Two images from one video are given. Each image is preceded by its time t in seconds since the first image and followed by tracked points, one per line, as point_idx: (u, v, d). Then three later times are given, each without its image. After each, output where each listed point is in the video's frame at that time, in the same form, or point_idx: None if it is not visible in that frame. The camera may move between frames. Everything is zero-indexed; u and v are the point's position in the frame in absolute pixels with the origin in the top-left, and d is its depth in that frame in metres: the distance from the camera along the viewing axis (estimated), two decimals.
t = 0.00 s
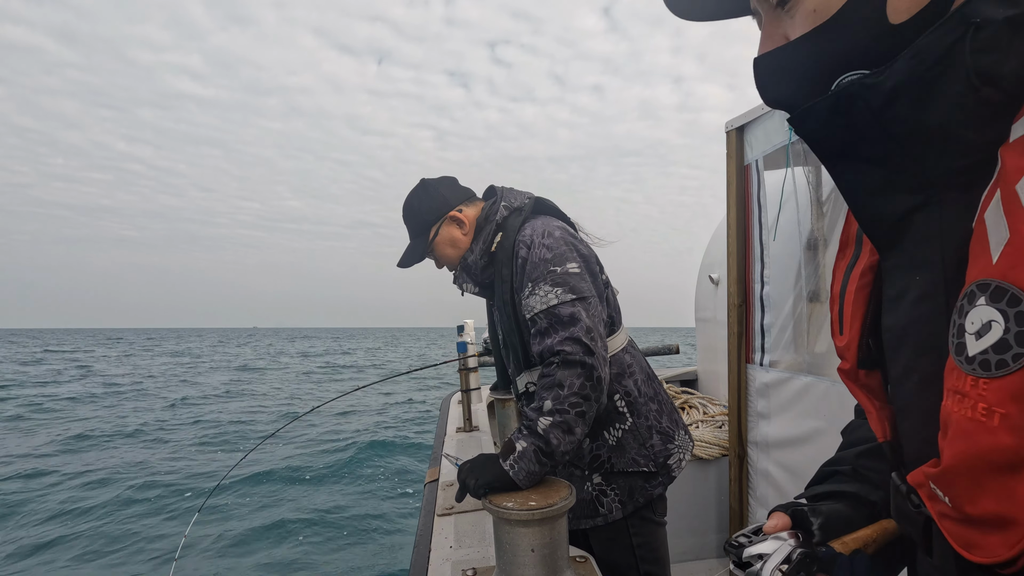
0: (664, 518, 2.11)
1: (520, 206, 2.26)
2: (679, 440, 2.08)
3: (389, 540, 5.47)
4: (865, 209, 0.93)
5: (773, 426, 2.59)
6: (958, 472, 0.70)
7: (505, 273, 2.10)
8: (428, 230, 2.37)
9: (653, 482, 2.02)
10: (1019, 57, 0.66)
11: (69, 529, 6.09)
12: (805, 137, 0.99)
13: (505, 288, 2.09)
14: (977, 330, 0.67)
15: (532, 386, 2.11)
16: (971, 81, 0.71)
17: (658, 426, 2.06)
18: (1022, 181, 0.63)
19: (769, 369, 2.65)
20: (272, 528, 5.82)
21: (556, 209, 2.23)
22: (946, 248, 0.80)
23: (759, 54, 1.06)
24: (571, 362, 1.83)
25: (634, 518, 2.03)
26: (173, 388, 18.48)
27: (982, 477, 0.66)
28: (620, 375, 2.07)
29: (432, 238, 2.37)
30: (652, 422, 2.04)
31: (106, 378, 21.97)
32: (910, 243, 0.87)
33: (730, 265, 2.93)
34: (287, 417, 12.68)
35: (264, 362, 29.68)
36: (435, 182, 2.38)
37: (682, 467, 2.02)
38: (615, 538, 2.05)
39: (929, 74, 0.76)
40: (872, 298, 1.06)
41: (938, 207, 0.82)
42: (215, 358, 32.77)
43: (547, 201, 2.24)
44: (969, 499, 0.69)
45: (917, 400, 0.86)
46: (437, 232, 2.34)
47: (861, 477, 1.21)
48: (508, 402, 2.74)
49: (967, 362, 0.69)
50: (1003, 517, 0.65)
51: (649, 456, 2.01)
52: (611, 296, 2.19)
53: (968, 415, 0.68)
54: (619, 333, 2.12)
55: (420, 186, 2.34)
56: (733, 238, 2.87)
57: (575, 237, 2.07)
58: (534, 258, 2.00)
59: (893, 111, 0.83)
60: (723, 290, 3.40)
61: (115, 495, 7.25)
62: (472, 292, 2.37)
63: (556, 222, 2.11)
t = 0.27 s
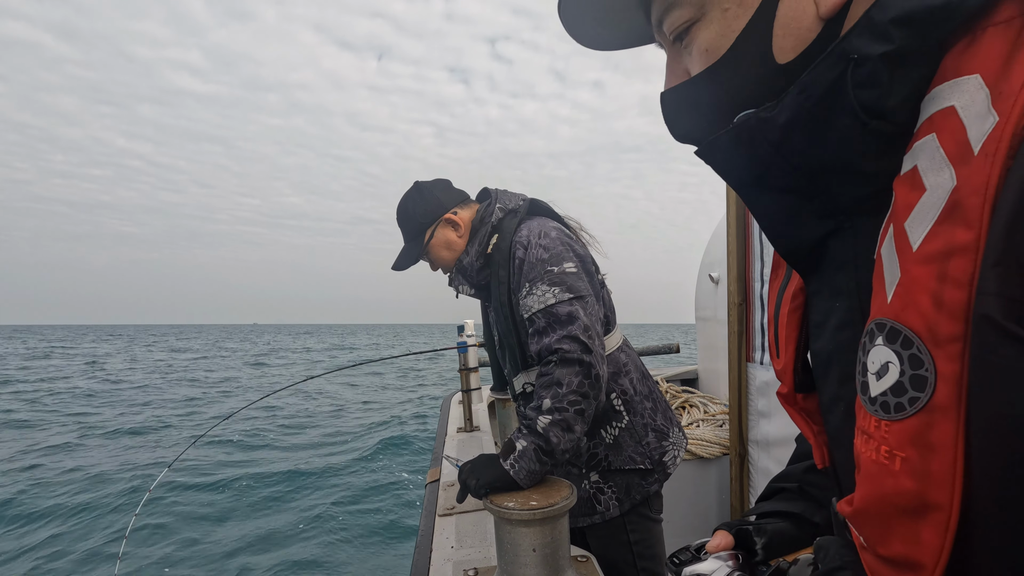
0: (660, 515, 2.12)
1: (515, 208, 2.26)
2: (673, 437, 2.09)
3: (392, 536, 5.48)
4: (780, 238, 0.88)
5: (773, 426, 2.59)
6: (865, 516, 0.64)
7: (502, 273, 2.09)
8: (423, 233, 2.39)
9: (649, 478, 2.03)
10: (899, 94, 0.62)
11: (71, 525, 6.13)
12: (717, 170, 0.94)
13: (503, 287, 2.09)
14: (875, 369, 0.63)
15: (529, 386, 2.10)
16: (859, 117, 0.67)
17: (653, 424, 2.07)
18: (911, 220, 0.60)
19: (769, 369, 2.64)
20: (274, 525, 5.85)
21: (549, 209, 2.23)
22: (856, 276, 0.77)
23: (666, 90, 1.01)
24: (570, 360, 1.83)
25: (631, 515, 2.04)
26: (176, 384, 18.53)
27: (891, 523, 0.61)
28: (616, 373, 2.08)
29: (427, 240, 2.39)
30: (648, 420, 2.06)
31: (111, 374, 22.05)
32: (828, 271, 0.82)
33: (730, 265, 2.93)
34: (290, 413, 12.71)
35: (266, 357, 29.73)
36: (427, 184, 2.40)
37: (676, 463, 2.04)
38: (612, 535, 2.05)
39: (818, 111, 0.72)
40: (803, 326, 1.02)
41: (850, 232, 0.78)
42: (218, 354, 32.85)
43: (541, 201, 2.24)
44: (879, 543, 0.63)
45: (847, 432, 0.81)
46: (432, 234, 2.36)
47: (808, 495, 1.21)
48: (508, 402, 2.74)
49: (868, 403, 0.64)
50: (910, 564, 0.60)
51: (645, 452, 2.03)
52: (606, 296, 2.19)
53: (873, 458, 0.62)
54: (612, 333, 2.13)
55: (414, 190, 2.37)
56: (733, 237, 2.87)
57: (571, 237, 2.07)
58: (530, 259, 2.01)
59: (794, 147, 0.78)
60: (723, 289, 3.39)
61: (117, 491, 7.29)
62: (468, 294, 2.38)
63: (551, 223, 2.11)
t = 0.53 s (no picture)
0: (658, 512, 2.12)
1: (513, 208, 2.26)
2: (670, 436, 2.09)
3: (393, 535, 5.49)
4: (744, 233, 0.90)
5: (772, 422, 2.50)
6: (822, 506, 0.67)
7: (502, 274, 2.09)
8: (421, 233, 2.40)
9: (647, 476, 2.03)
10: (848, 81, 0.65)
11: (73, 522, 6.16)
12: (681, 161, 0.95)
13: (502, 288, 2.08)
14: (828, 361, 0.66)
15: (528, 386, 2.11)
16: (811, 103, 0.70)
17: (651, 422, 2.07)
18: (860, 209, 0.63)
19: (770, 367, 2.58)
20: (275, 523, 5.87)
21: (547, 209, 2.23)
22: (817, 267, 0.81)
23: (629, 78, 1.03)
24: (570, 360, 1.84)
25: (630, 513, 2.04)
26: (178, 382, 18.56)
27: (844, 511, 0.64)
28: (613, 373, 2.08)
29: (425, 240, 2.39)
30: (645, 418, 2.06)
31: (113, 372, 22.11)
32: (792, 263, 0.87)
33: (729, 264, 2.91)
34: (291, 411, 12.72)
35: (267, 355, 29.75)
36: (426, 185, 2.42)
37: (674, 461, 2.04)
38: (611, 533, 2.05)
39: (770, 97, 0.75)
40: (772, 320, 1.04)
41: (812, 223, 0.82)
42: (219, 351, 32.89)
43: (538, 201, 2.24)
44: (834, 534, 0.66)
45: (809, 419, 0.88)
46: (430, 235, 2.36)
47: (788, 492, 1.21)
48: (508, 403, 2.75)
49: (822, 395, 0.68)
50: (860, 554, 0.63)
51: (643, 451, 2.03)
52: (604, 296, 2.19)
53: (826, 451, 0.66)
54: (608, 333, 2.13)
55: (413, 190, 2.38)
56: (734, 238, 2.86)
57: (569, 237, 2.07)
58: (530, 260, 2.00)
59: (750, 137, 0.80)
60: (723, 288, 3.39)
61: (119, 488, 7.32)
62: (466, 294, 2.38)
63: (549, 223, 2.11)
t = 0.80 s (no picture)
0: (657, 511, 2.12)
1: (514, 209, 2.26)
2: (668, 435, 2.10)
3: (393, 535, 5.49)
4: (745, 224, 0.90)
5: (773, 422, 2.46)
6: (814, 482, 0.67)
7: (503, 275, 2.08)
8: (421, 234, 2.39)
9: (647, 475, 2.04)
10: (846, 73, 0.66)
11: (73, 521, 6.17)
12: (686, 152, 0.94)
13: (504, 289, 2.07)
14: (822, 341, 0.66)
15: (529, 388, 2.10)
16: (809, 95, 0.70)
17: (650, 421, 2.07)
18: (854, 194, 0.63)
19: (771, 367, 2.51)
20: (276, 522, 5.88)
21: (549, 211, 2.23)
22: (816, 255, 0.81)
23: (638, 71, 1.02)
24: (573, 361, 1.83)
25: (630, 511, 2.04)
26: (179, 382, 18.57)
27: (835, 487, 0.63)
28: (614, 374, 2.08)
29: (424, 241, 2.38)
30: (645, 417, 2.06)
31: (113, 372, 22.11)
32: (793, 252, 0.87)
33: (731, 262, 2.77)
34: (292, 411, 12.73)
35: (268, 355, 29.77)
36: (426, 185, 2.42)
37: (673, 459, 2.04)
38: (610, 532, 2.05)
39: (770, 89, 0.74)
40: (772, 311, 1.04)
41: (813, 214, 0.81)
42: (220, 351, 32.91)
43: (539, 202, 2.24)
44: (826, 509, 0.66)
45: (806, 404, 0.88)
46: (430, 235, 2.36)
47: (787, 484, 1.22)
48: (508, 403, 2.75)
49: (815, 374, 0.67)
50: (850, 527, 0.62)
51: (642, 451, 2.03)
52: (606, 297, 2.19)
53: (819, 428, 0.65)
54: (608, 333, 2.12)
55: (414, 190, 2.38)
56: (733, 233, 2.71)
57: (572, 238, 2.07)
58: (532, 261, 2.00)
59: (750, 128, 0.80)
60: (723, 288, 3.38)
61: (120, 487, 7.34)
62: (465, 295, 2.38)
63: (551, 224, 2.11)
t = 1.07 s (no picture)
0: (659, 509, 2.14)
1: (519, 212, 2.27)
2: (670, 433, 2.12)
3: (393, 536, 5.49)
4: (759, 215, 0.88)
5: (773, 422, 2.45)
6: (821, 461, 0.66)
7: (511, 278, 2.08)
8: (422, 236, 2.36)
9: (651, 473, 2.05)
10: (865, 64, 0.66)
11: (73, 522, 6.18)
12: (700, 143, 0.95)
13: (512, 291, 2.08)
14: (831, 324, 0.65)
15: (534, 392, 2.09)
16: (826, 86, 0.70)
17: (653, 420, 2.09)
18: (868, 181, 0.63)
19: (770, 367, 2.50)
20: (276, 523, 5.88)
21: (554, 215, 2.25)
22: (828, 246, 0.80)
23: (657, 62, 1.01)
24: (579, 365, 1.83)
25: (635, 511, 2.05)
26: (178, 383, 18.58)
27: (842, 466, 0.63)
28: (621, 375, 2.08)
29: (426, 243, 2.35)
30: (649, 416, 2.08)
31: (113, 374, 22.10)
32: (805, 243, 0.85)
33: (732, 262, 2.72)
34: (291, 413, 12.72)
35: (267, 356, 29.77)
36: (428, 185, 2.39)
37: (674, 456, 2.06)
38: (613, 531, 2.06)
39: (788, 79, 0.74)
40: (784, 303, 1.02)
41: (827, 205, 0.80)
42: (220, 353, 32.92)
43: (544, 206, 2.25)
44: (831, 487, 0.65)
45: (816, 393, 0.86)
46: (432, 236, 2.33)
47: (788, 482, 1.20)
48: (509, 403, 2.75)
49: (825, 357, 0.67)
50: (855, 504, 0.62)
51: (647, 450, 2.04)
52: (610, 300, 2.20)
53: (826, 407, 0.65)
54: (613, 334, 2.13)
55: (416, 190, 2.35)
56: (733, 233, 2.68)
57: (580, 242, 2.08)
58: (540, 264, 2.01)
59: (767, 119, 0.80)
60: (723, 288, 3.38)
61: (121, 488, 7.34)
62: (467, 298, 2.36)
63: (559, 227, 2.12)
